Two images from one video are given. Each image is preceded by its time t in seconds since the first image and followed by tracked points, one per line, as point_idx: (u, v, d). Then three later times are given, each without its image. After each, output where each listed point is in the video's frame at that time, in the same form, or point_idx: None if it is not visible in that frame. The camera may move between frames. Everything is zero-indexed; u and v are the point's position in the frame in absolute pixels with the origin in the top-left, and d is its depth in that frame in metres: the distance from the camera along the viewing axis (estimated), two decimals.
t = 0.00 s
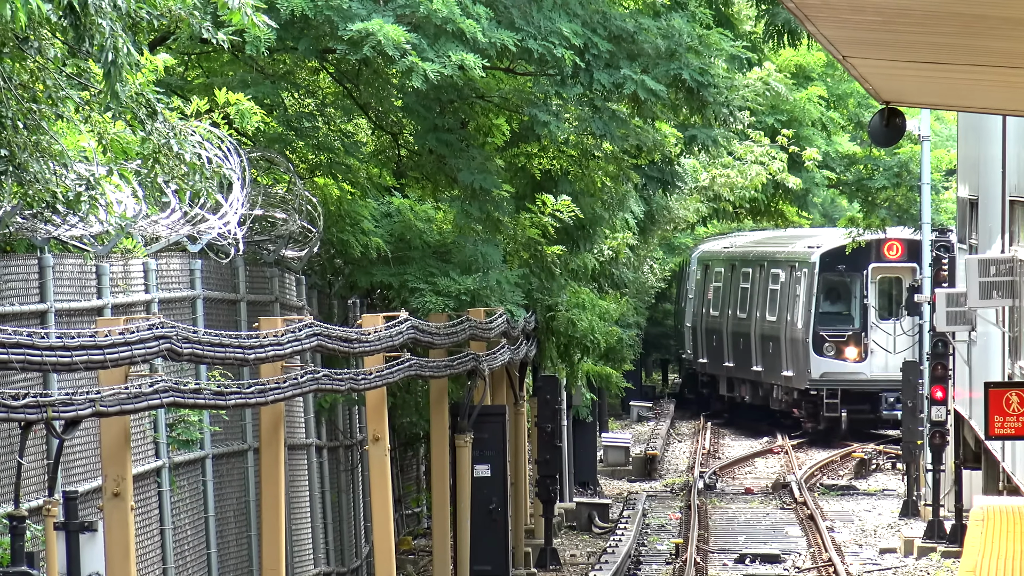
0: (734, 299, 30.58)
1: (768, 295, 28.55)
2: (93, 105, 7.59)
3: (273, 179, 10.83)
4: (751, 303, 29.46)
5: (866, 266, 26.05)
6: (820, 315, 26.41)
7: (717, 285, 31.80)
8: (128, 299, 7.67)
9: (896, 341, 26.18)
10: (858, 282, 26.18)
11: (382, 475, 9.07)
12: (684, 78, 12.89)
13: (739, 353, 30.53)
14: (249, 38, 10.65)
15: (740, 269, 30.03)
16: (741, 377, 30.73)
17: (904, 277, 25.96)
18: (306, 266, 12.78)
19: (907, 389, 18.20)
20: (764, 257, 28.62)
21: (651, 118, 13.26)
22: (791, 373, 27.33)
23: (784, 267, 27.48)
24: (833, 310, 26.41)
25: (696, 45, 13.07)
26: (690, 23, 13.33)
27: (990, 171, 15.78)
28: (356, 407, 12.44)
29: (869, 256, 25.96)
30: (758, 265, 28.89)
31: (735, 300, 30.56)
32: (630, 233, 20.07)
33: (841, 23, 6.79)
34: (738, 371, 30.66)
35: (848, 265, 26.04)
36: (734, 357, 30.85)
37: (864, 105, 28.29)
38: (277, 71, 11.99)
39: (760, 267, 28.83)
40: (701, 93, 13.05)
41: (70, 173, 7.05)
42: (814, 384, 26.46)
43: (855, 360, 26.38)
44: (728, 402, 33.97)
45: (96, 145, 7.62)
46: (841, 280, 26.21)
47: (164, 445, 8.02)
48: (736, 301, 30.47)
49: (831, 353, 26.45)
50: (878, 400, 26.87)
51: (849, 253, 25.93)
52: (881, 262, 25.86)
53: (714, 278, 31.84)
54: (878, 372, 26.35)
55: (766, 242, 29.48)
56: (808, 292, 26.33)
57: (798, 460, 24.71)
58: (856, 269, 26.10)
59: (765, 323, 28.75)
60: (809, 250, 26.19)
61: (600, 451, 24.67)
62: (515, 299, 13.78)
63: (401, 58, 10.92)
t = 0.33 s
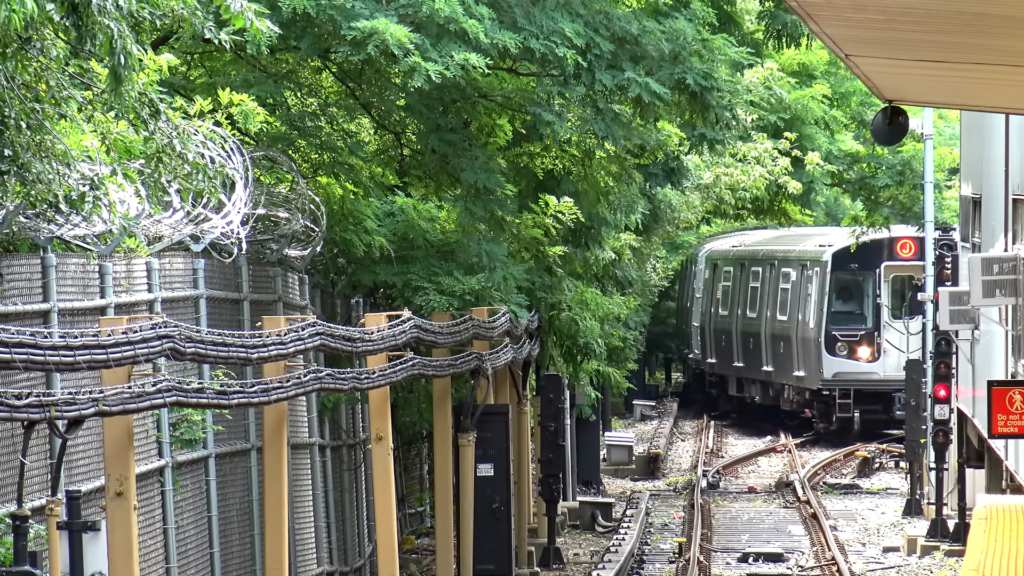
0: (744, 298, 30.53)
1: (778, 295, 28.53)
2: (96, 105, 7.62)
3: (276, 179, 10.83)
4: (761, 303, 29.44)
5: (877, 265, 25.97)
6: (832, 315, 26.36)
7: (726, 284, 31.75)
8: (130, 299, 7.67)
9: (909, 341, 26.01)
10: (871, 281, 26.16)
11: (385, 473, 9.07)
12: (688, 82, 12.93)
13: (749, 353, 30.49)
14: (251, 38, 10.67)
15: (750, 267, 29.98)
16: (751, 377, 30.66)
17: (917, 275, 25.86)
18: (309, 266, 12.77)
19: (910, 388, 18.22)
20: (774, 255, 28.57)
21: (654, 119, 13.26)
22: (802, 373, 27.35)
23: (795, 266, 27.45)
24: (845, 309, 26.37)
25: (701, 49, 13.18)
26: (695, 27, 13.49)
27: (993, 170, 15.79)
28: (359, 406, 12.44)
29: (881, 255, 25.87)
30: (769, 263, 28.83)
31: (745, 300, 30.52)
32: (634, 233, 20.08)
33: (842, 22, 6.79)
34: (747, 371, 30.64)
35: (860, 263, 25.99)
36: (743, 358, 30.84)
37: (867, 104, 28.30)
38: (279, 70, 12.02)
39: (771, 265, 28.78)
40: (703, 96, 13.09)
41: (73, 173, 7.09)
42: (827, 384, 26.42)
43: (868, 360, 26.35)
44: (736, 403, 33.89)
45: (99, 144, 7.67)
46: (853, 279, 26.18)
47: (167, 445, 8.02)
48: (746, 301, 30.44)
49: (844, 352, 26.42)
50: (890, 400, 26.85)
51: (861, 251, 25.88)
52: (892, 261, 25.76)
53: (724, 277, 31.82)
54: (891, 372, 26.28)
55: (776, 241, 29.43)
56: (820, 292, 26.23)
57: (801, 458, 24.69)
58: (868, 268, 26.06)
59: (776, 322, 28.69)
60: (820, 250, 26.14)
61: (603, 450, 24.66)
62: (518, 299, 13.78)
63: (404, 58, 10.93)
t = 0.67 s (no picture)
0: (756, 299, 30.51)
1: (792, 294, 28.47)
2: (102, 106, 7.60)
3: (281, 179, 10.82)
4: (774, 303, 29.40)
5: (892, 264, 25.80)
6: (847, 316, 26.27)
7: (738, 285, 31.73)
8: (135, 299, 7.68)
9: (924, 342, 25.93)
10: (886, 281, 26.00)
11: (390, 474, 9.06)
12: (694, 84, 12.90)
13: (761, 354, 30.45)
14: (255, 39, 10.67)
15: (762, 268, 29.95)
16: (764, 379, 30.56)
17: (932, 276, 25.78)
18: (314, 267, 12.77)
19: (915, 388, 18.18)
20: (788, 255, 28.55)
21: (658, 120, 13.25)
22: (816, 374, 27.33)
23: (809, 266, 27.44)
24: (860, 310, 26.26)
25: (707, 51, 13.12)
26: (700, 29, 13.38)
27: (1000, 170, 15.76)
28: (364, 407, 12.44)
29: (896, 254, 25.75)
30: (782, 263, 28.83)
31: (757, 301, 30.48)
32: (640, 232, 20.08)
33: (847, 22, 6.79)
34: (759, 372, 30.60)
35: (875, 263, 25.82)
36: (756, 359, 30.83)
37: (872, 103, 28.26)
38: (284, 71, 12.06)
39: (784, 266, 28.79)
40: (707, 99, 13.08)
41: (78, 173, 7.09)
42: (841, 385, 26.37)
43: (883, 361, 26.28)
44: (745, 404, 33.84)
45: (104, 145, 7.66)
46: (867, 279, 26.05)
47: (172, 445, 8.02)
48: (758, 302, 30.41)
49: (859, 354, 26.32)
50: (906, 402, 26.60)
51: (876, 251, 25.73)
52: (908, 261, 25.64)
53: (736, 278, 31.78)
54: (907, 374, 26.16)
55: (789, 242, 29.40)
56: (835, 293, 26.18)
57: (807, 458, 24.68)
58: (883, 267, 25.88)
59: (789, 324, 28.69)
60: (835, 250, 26.15)
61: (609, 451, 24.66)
62: (522, 300, 13.78)
63: (409, 58, 10.93)
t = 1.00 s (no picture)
0: (765, 301, 30.49)
1: (799, 296, 28.48)
2: (103, 109, 7.59)
3: (282, 181, 10.79)
4: (782, 306, 29.37)
5: (902, 267, 25.82)
6: (858, 318, 26.27)
7: (746, 287, 31.70)
8: (137, 301, 7.69)
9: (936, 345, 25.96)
10: (897, 284, 26.00)
11: (392, 477, 9.06)
12: (695, 85, 12.86)
13: (770, 357, 30.43)
14: (256, 42, 10.68)
15: (770, 270, 29.92)
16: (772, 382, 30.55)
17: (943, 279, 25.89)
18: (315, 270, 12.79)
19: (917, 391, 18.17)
20: (796, 258, 28.55)
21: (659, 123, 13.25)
22: (825, 377, 27.31)
23: (818, 269, 27.44)
24: (871, 312, 26.27)
25: (710, 54, 13.12)
26: (702, 31, 13.38)
27: (1002, 173, 15.75)
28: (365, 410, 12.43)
29: (905, 256, 25.76)
30: (790, 266, 28.80)
31: (765, 303, 30.46)
32: (641, 234, 20.08)
33: (848, 24, 6.79)
34: (767, 375, 30.58)
35: (885, 265, 25.85)
36: (765, 363, 30.83)
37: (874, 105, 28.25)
38: (285, 74, 12.04)
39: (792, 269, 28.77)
40: (709, 101, 13.06)
41: (79, 176, 7.10)
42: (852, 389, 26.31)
43: (894, 364, 26.24)
44: (752, 408, 33.83)
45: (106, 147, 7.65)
46: (879, 282, 26.05)
47: (173, 447, 8.03)
48: (767, 304, 30.39)
49: (869, 357, 26.31)
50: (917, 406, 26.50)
51: (885, 253, 25.76)
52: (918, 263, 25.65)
53: (745, 280, 31.75)
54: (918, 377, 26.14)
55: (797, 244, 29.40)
56: (845, 295, 26.18)
57: (808, 461, 24.67)
58: (893, 270, 25.89)
59: (798, 327, 28.67)
60: (845, 251, 26.16)
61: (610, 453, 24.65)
62: (523, 303, 13.77)
63: (411, 62, 10.93)
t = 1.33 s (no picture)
0: (771, 304, 30.51)
1: (807, 299, 28.50)
2: (102, 112, 7.56)
3: (281, 182, 10.79)
4: (789, 310, 29.37)
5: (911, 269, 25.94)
6: (866, 321, 26.23)
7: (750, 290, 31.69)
8: (135, 303, 7.69)
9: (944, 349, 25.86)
10: (905, 286, 26.14)
11: (390, 480, 9.05)
12: (695, 87, 12.85)
13: (776, 361, 30.41)
14: (255, 45, 10.70)
15: (777, 272, 29.95)
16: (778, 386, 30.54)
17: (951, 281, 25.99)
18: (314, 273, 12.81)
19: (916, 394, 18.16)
20: (802, 261, 28.58)
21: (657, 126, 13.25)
22: (833, 381, 27.30)
23: (825, 271, 27.47)
24: (879, 315, 26.28)
25: (709, 56, 13.12)
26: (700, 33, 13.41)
27: (1001, 175, 15.75)
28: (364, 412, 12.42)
29: (914, 258, 25.91)
30: (796, 269, 28.83)
31: (771, 307, 30.45)
32: (639, 237, 20.07)
33: (846, 27, 6.79)
34: (773, 378, 30.57)
35: (894, 268, 25.93)
36: (770, 366, 30.83)
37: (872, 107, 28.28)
38: (283, 76, 12.05)
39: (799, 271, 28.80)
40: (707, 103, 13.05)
41: (78, 178, 7.09)
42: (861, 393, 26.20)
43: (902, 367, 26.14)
44: (758, 411, 33.81)
45: (104, 149, 7.64)
46: (887, 284, 26.14)
47: (172, 450, 8.03)
48: (772, 308, 30.40)
49: (878, 360, 26.27)
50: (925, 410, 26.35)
51: (895, 255, 25.88)
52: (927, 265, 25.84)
53: (751, 284, 31.72)
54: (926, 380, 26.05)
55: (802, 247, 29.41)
56: (853, 298, 26.22)
57: (807, 464, 24.66)
58: (902, 272, 25.97)
59: (805, 329, 28.66)
60: (853, 254, 26.19)
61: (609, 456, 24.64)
62: (522, 307, 13.76)
63: (410, 67, 10.94)
